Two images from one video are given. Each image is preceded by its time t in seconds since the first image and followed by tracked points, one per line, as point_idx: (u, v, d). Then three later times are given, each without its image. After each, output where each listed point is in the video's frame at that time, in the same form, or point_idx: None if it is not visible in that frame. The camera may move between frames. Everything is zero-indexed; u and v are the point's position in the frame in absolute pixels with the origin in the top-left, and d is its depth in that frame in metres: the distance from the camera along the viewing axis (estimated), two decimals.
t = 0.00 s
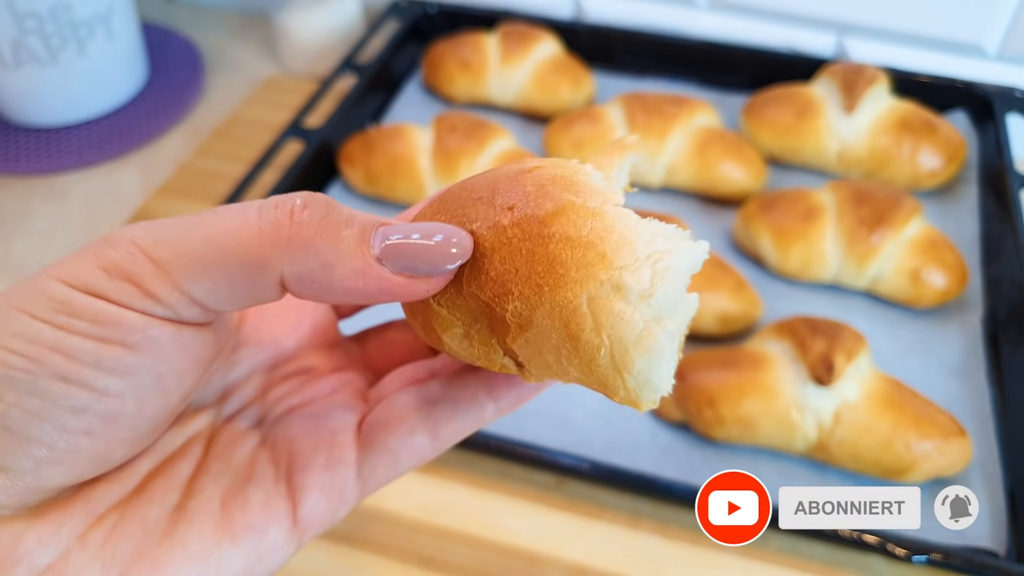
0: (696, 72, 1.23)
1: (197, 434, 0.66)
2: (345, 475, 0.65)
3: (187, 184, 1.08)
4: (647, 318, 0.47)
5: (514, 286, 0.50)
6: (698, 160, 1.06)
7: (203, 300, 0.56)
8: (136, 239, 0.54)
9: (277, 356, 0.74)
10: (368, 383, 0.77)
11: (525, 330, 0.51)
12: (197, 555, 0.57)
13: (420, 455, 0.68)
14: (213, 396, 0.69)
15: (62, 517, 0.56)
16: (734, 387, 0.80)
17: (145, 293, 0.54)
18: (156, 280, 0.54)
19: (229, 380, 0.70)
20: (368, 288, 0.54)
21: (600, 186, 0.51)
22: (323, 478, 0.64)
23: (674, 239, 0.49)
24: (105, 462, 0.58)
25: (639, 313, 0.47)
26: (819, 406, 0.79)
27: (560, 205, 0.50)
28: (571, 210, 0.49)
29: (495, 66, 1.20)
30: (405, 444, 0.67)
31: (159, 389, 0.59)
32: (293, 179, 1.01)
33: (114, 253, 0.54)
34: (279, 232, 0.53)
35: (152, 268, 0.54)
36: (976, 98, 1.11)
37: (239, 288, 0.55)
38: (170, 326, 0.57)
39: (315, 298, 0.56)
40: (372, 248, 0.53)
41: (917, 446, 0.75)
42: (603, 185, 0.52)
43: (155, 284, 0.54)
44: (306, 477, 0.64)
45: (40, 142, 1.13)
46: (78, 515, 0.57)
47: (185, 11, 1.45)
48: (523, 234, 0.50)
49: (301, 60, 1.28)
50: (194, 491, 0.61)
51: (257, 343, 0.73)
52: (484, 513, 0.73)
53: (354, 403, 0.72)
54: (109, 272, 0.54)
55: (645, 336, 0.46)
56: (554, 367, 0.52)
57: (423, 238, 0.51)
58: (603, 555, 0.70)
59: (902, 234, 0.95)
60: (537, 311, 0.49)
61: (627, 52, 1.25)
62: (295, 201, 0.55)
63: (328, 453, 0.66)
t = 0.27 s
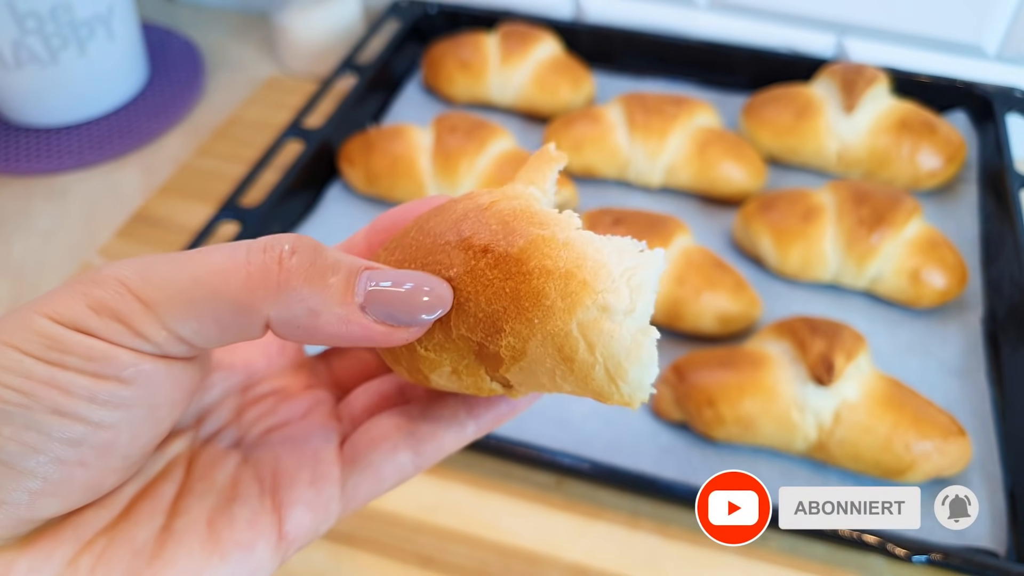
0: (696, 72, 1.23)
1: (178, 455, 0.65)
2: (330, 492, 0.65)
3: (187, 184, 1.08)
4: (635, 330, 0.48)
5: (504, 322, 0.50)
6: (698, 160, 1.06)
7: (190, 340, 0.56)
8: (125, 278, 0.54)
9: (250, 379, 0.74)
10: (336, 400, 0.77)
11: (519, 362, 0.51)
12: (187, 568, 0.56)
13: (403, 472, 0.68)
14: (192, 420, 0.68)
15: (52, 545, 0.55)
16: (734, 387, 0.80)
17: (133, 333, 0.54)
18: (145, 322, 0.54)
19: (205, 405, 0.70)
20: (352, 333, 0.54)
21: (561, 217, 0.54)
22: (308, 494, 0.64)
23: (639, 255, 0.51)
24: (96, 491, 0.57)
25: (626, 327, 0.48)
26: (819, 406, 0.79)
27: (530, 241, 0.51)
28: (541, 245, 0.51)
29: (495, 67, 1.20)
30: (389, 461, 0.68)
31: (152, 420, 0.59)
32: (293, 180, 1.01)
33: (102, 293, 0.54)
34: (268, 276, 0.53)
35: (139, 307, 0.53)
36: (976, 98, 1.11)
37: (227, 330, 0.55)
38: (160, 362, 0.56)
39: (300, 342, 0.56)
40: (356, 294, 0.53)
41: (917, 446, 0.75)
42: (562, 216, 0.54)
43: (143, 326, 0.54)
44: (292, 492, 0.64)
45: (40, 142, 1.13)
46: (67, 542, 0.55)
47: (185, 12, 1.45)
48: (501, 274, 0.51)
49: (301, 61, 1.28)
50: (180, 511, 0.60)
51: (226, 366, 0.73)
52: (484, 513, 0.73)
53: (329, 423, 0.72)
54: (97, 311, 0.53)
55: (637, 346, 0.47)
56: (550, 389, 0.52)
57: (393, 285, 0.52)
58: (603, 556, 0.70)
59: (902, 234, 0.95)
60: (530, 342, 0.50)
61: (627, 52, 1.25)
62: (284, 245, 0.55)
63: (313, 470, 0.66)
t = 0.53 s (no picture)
0: (696, 73, 1.23)
1: (168, 452, 0.65)
2: (323, 486, 0.65)
3: (187, 184, 1.08)
4: (622, 333, 0.48)
5: (493, 336, 0.50)
6: (698, 160, 1.06)
7: (177, 346, 0.56)
8: (114, 283, 0.55)
9: (244, 375, 0.74)
10: (328, 397, 0.76)
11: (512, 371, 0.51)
12: (179, 566, 0.56)
13: (396, 465, 0.68)
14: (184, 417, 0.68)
15: (42, 544, 0.55)
16: (734, 387, 0.81)
17: (121, 337, 0.54)
18: (132, 327, 0.54)
19: (196, 403, 0.70)
20: (337, 346, 0.54)
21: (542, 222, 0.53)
22: (301, 489, 0.64)
23: (622, 256, 0.50)
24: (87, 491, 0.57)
25: (613, 332, 0.48)
26: (819, 406, 0.79)
27: (514, 253, 0.50)
28: (526, 256, 0.50)
29: (495, 67, 1.20)
30: (381, 454, 0.67)
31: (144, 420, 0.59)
32: (292, 180, 1.01)
33: (90, 297, 0.54)
34: (255, 284, 0.54)
35: (127, 311, 0.54)
36: (976, 98, 1.11)
37: (213, 336, 0.56)
38: (148, 365, 0.57)
39: (285, 351, 0.57)
40: (343, 309, 0.53)
41: (917, 446, 0.75)
42: (544, 221, 0.53)
43: (130, 331, 0.54)
44: (284, 488, 0.64)
45: (40, 142, 1.13)
46: (56, 541, 0.55)
47: (185, 11, 1.45)
48: (487, 288, 0.50)
49: (301, 61, 1.28)
50: (171, 508, 0.60)
51: (218, 364, 0.73)
52: (484, 513, 0.73)
53: (321, 419, 0.72)
54: (85, 315, 0.54)
55: (625, 349, 0.48)
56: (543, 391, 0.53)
57: (377, 299, 0.52)
58: (603, 555, 0.70)
59: (902, 234, 0.95)
60: (520, 352, 0.50)
61: (626, 52, 1.25)
62: (274, 255, 0.55)
63: (306, 464, 0.66)
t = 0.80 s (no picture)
0: (697, 73, 1.23)
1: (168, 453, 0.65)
2: (325, 483, 0.65)
3: (187, 183, 1.08)
4: (626, 330, 0.48)
5: (497, 335, 0.50)
6: (698, 160, 1.06)
7: (175, 347, 0.56)
8: (112, 285, 0.55)
9: (246, 372, 0.75)
10: (333, 394, 0.76)
11: (517, 368, 0.52)
12: (179, 568, 0.56)
13: (399, 458, 0.68)
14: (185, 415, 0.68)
15: (40, 546, 0.55)
16: (734, 387, 0.81)
17: (119, 339, 0.54)
18: (129, 328, 0.54)
19: (198, 401, 0.70)
20: (336, 349, 0.54)
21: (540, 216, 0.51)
22: (303, 486, 0.64)
23: (622, 249, 0.50)
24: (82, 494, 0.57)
25: (617, 328, 0.48)
26: (819, 406, 0.79)
27: (515, 251, 0.50)
28: (527, 254, 0.49)
29: (495, 67, 1.20)
30: (385, 448, 0.68)
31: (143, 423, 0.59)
32: (292, 180, 1.01)
33: (88, 298, 0.54)
34: (254, 287, 0.53)
35: (125, 313, 0.54)
36: (976, 98, 1.11)
37: (211, 339, 0.56)
38: (146, 366, 0.57)
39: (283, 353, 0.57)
40: (343, 313, 0.53)
41: (917, 446, 0.75)
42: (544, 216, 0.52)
43: (128, 332, 0.54)
44: (286, 486, 0.64)
45: (40, 142, 1.13)
46: (55, 542, 0.55)
47: (185, 12, 1.45)
48: (489, 288, 0.50)
49: (301, 61, 1.28)
50: (171, 508, 0.60)
51: (219, 364, 0.73)
52: (484, 513, 0.73)
53: (323, 414, 0.72)
54: (83, 317, 0.54)
55: (630, 346, 0.48)
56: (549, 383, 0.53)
57: (374, 301, 0.52)
58: (603, 555, 0.70)
59: (902, 234, 0.95)
60: (524, 351, 0.50)
61: (626, 52, 1.25)
62: (273, 258, 0.55)
63: (307, 461, 0.66)
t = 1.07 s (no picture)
0: (697, 73, 1.23)
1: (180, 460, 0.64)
2: (331, 488, 0.65)
3: (187, 183, 1.08)
4: (624, 308, 0.47)
5: (494, 300, 0.50)
6: (698, 160, 1.06)
7: (184, 331, 0.56)
8: (118, 273, 0.55)
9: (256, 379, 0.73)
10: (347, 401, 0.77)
11: (510, 341, 0.51)
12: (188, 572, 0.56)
13: (404, 463, 0.68)
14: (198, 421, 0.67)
15: (53, 546, 0.55)
16: (734, 387, 0.80)
17: (127, 325, 0.54)
18: (137, 313, 0.54)
19: (210, 406, 0.68)
20: (347, 314, 0.54)
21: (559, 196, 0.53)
22: (309, 492, 0.64)
23: (635, 235, 0.50)
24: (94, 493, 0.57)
25: (616, 305, 0.47)
26: (819, 406, 0.79)
27: (524, 220, 0.51)
28: (537, 222, 0.50)
29: (495, 67, 1.20)
30: (388, 453, 0.67)
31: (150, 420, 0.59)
32: (292, 180, 1.01)
33: (94, 288, 0.54)
34: (258, 260, 0.54)
35: (132, 300, 0.54)
36: (976, 98, 1.11)
37: (219, 318, 0.56)
38: (153, 355, 0.57)
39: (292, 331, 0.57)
40: (349, 277, 0.53)
41: (917, 446, 0.75)
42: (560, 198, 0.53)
43: (136, 317, 0.54)
44: (293, 492, 0.63)
45: (40, 142, 1.13)
46: (68, 544, 0.55)
47: (185, 12, 1.45)
48: (495, 251, 0.50)
49: (301, 61, 1.28)
50: (182, 513, 0.60)
51: (232, 366, 0.71)
52: (484, 513, 0.73)
53: (329, 414, 0.72)
54: (90, 305, 0.54)
55: (626, 323, 0.47)
56: (541, 371, 0.51)
57: (393, 266, 0.52)
58: (603, 555, 0.70)
59: (902, 234, 0.95)
60: (519, 321, 0.49)
61: (626, 52, 1.25)
62: (274, 230, 0.55)
63: (313, 467, 0.66)
